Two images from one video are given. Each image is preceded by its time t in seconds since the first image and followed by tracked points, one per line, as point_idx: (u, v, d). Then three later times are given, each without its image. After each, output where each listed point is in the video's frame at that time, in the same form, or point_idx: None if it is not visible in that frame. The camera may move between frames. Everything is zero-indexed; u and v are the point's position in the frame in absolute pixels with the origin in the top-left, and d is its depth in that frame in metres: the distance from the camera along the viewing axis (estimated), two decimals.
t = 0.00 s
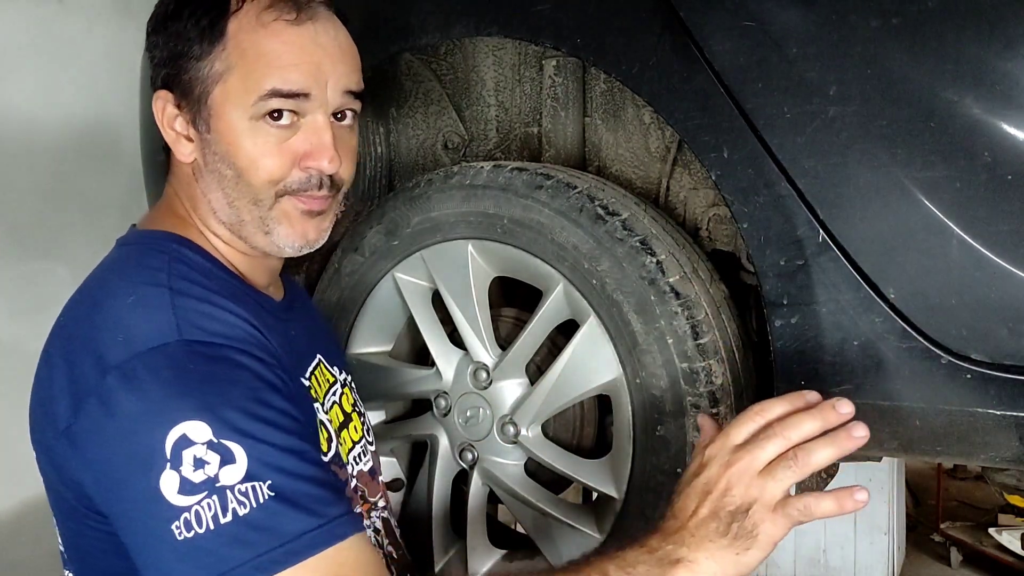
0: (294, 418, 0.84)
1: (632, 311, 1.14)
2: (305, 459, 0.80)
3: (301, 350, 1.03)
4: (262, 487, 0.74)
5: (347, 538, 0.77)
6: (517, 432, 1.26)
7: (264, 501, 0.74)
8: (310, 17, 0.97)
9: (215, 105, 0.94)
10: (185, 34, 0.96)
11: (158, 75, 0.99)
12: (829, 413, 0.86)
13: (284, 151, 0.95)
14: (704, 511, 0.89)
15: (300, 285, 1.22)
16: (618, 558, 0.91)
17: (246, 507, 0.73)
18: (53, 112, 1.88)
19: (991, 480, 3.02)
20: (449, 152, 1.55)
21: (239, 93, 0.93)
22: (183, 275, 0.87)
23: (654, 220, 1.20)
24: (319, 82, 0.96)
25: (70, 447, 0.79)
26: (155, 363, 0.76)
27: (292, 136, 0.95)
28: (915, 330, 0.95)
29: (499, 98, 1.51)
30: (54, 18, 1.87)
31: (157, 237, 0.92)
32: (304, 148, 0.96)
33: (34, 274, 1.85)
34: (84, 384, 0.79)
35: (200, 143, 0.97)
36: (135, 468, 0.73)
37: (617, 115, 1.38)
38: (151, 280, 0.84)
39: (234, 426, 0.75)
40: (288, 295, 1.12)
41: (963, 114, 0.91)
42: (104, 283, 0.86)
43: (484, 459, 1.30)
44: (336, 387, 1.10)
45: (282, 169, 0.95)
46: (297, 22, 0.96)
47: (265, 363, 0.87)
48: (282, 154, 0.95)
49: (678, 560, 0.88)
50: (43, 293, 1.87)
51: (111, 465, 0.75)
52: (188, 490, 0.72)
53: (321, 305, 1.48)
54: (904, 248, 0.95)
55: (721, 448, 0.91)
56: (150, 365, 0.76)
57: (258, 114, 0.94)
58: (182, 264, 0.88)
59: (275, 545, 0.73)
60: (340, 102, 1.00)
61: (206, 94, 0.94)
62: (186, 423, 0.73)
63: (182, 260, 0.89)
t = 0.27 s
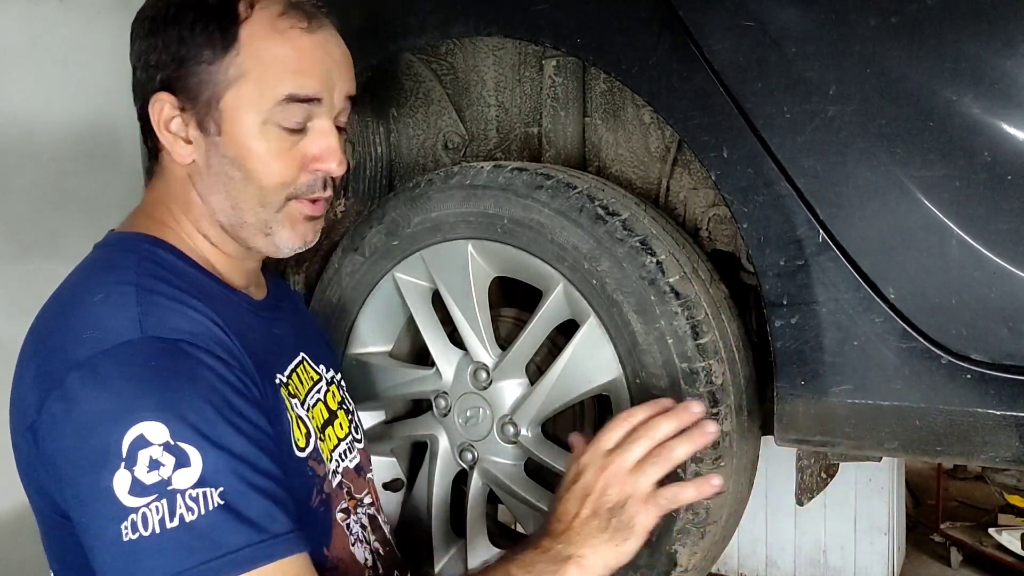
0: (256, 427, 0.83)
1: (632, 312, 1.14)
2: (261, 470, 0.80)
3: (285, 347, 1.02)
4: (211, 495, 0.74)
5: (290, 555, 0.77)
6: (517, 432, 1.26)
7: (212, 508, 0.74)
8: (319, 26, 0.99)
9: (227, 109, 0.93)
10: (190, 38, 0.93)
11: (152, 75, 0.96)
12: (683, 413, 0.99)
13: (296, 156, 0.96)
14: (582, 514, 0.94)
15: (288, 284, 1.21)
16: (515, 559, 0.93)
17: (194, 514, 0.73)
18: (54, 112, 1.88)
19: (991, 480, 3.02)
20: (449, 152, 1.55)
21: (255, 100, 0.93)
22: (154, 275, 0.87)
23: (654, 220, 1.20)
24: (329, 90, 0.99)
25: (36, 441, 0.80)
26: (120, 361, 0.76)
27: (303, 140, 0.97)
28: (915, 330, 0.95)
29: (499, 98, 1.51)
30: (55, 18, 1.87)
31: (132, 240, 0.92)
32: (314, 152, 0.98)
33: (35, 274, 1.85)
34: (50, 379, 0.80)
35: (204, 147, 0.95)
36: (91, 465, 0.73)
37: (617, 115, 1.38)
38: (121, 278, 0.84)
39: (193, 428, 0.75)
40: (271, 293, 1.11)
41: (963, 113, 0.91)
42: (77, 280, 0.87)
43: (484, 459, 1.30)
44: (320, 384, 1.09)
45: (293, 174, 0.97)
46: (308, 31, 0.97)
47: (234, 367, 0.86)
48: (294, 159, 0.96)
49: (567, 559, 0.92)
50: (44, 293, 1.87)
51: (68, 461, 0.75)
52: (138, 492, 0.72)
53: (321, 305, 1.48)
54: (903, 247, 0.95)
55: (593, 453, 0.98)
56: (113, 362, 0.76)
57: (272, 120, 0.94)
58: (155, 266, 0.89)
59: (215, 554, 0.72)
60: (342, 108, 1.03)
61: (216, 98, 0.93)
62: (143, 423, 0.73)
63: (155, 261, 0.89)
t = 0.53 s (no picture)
0: (245, 432, 0.85)
1: (632, 311, 1.14)
2: (246, 480, 0.82)
3: (268, 346, 1.04)
4: (198, 504, 0.76)
5: (266, 568, 0.79)
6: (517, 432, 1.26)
7: (198, 517, 0.76)
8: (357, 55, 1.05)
9: (295, 132, 0.95)
10: (264, 61, 0.91)
11: (188, 81, 0.90)
12: (511, 420, 1.12)
13: (334, 177, 1.03)
14: (451, 518, 1.10)
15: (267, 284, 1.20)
16: (421, 557, 1.08)
17: (179, 522, 0.75)
18: (54, 112, 1.89)
19: (991, 480, 3.02)
20: (449, 152, 1.55)
21: (320, 126, 0.97)
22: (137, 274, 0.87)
23: (654, 220, 1.21)
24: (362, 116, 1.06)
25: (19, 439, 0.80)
26: (111, 362, 0.77)
27: (338, 162, 1.03)
28: (915, 330, 0.95)
29: (499, 98, 1.51)
30: (55, 18, 1.87)
31: (110, 236, 0.91)
32: (344, 173, 1.05)
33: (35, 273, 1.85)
34: (35, 378, 0.80)
35: (260, 164, 0.95)
36: (79, 465, 0.74)
37: (617, 115, 1.38)
38: (107, 279, 0.84)
39: (186, 434, 0.76)
40: (255, 292, 1.11)
41: (963, 113, 0.91)
42: (61, 279, 0.86)
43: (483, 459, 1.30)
44: (302, 383, 1.11)
45: (328, 193, 1.03)
46: (356, 62, 1.03)
47: (224, 371, 0.87)
48: (331, 181, 1.02)
49: (451, 557, 1.08)
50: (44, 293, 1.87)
51: (53, 460, 0.75)
52: (127, 496, 0.73)
53: (322, 305, 1.48)
54: (904, 247, 0.95)
55: (447, 472, 1.12)
56: (104, 363, 0.77)
57: (325, 144, 0.99)
58: (139, 264, 0.88)
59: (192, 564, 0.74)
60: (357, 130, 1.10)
61: (286, 121, 0.94)
62: (139, 426, 0.74)
63: (140, 260, 0.89)
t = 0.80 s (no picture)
0: (253, 419, 0.87)
1: (632, 311, 1.14)
2: (262, 462, 0.84)
3: (256, 342, 1.06)
4: (221, 486, 0.78)
5: (289, 547, 0.81)
6: (517, 432, 1.27)
7: (222, 499, 0.77)
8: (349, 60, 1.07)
9: (288, 133, 0.96)
10: (261, 61, 0.91)
11: (185, 79, 0.90)
12: (474, 391, 1.21)
13: (323, 178, 1.03)
14: (424, 486, 1.21)
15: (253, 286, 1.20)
16: (399, 524, 1.18)
17: (204, 505, 0.76)
18: (54, 113, 1.89)
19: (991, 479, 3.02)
20: (449, 152, 1.55)
21: (312, 127, 0.98)
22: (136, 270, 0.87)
23: (654, 220, 1.21)
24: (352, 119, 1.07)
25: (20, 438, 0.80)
26: (120, 355, 0.78)
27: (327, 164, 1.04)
28: (915, 330, 0.95)
29: (499, 98, 1.51)
30: (55, 19, 1.87)
31: (103, 234, 0.90)
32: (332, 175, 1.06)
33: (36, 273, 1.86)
34: (37, 375, 0.80)
35: (252, 163, 0.95)
36: (94, 457, 0.75)
37: (617, 115, 1.38)
38: (104, 274, 0.85)
39: (201, 420, 0.78)
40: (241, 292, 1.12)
41: (963, 113, 0.91)
42: (55, 277, 0.86)
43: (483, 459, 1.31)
44: (290, 381, 1.13)
45: (317, 194, 1.04)
46: (348, 67, 1.05)
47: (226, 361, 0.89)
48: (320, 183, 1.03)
49: (428, 520, 1.20)
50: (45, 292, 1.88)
51: (66, 454, 0.76)
52: (149, 483, 0.74)
53: (322, 305, 1.48)
54: (904, 247, 0.95)
55: (416, 445, 1.23)
56: (112, 356, 0.78)
57: (317, 146, 1.00)
58: (134, 261, 0.88)
59: (223, 546, 0.76)
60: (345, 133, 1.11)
61: (280, 121, 0.94)
62: (156, 414, 0.76)
63: (135, 257, 0.89)
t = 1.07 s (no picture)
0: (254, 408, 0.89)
1: (632, 311, 1.14)
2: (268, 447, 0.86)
3: (255, 342, 1.06)
4: (232, 474, 0.79)
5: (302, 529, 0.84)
6: (517, 432, 1.27)
7: (235, 486, 0.79)
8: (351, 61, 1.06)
9: (286, 132, 0.95)
10: (261, 60, 0.91)
11: (184, 75, 0.90)
12: (465, 367, 1.25)
13: (323, 179, 1.03)
14: (418, 457, 1.20)
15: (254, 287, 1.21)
16: (397, 496, 1.17)
17: (217, 492, 0.78)
18: (54, 113, 1.89)
19: (991, 479, 3.02)
20: (449, 152, 1.55)
21: (311, 126, 0.98)
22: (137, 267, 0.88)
23: (654, 220, 1.21)
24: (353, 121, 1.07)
25: (20, 437, 0.81)
26: (121, 348, 0.78)
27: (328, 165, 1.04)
28: (915, 331, 0.95)
29: (499, 98, 1.51)
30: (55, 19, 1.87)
31: (102, 234, 0.91)
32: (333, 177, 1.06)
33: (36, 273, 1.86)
34: (37, 372, 0.80)
35: (249, 162, 0.95)
36: (101, 451, 0.75)
37: (617, 115, 1.38)
38: (102, 270, 0.85)
39: (207, 411, 0.79)
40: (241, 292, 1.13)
41: (963, 113, 0.91)
42: (51, 276, 0.86)
43: (484, 459, 1.31)
44: (289, 384, 1.12)
45: (317, 195, 1.03)
46: (349, 68, 1.04)
47: (223, 353, 0.91)
48: (319, 183, 1.03)
49: (421, 490, 1.18)
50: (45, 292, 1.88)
51: (73, 450, 0.76)
52: (160, 475, 0.75)
53: (322, 305, 1.48)
54: (904, 248, 0.95)
55: (411, 420, 1.23)
56: (114, 350, 0.78)
57: (317, 146, 1.00)
58: (131, 260, 0.88)
59: (242, 529, 0.78)
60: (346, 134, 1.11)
61: (278, 120, 0.94)
62: (161, 408, 0.76)
63: (132, 255, 0.89)
